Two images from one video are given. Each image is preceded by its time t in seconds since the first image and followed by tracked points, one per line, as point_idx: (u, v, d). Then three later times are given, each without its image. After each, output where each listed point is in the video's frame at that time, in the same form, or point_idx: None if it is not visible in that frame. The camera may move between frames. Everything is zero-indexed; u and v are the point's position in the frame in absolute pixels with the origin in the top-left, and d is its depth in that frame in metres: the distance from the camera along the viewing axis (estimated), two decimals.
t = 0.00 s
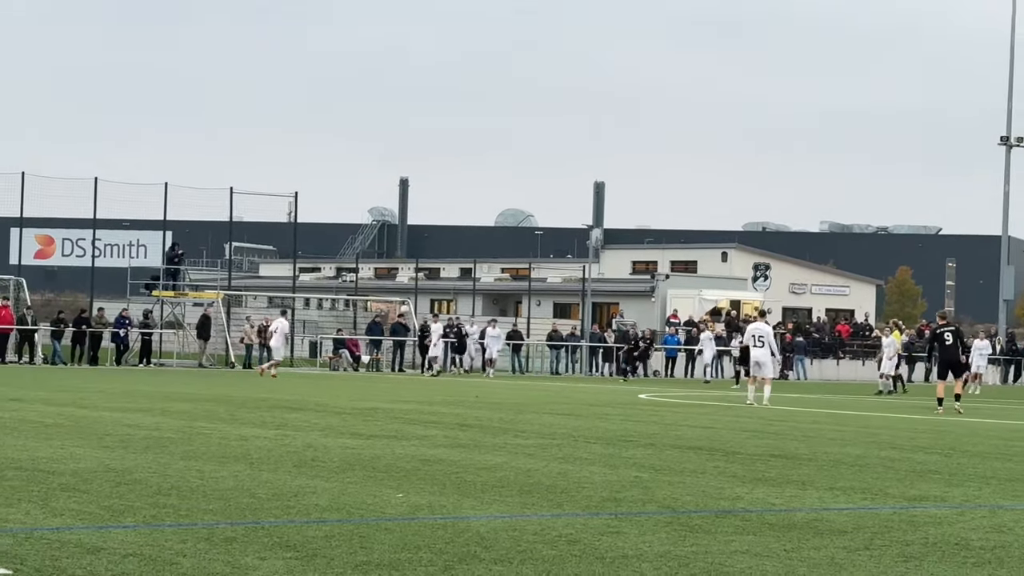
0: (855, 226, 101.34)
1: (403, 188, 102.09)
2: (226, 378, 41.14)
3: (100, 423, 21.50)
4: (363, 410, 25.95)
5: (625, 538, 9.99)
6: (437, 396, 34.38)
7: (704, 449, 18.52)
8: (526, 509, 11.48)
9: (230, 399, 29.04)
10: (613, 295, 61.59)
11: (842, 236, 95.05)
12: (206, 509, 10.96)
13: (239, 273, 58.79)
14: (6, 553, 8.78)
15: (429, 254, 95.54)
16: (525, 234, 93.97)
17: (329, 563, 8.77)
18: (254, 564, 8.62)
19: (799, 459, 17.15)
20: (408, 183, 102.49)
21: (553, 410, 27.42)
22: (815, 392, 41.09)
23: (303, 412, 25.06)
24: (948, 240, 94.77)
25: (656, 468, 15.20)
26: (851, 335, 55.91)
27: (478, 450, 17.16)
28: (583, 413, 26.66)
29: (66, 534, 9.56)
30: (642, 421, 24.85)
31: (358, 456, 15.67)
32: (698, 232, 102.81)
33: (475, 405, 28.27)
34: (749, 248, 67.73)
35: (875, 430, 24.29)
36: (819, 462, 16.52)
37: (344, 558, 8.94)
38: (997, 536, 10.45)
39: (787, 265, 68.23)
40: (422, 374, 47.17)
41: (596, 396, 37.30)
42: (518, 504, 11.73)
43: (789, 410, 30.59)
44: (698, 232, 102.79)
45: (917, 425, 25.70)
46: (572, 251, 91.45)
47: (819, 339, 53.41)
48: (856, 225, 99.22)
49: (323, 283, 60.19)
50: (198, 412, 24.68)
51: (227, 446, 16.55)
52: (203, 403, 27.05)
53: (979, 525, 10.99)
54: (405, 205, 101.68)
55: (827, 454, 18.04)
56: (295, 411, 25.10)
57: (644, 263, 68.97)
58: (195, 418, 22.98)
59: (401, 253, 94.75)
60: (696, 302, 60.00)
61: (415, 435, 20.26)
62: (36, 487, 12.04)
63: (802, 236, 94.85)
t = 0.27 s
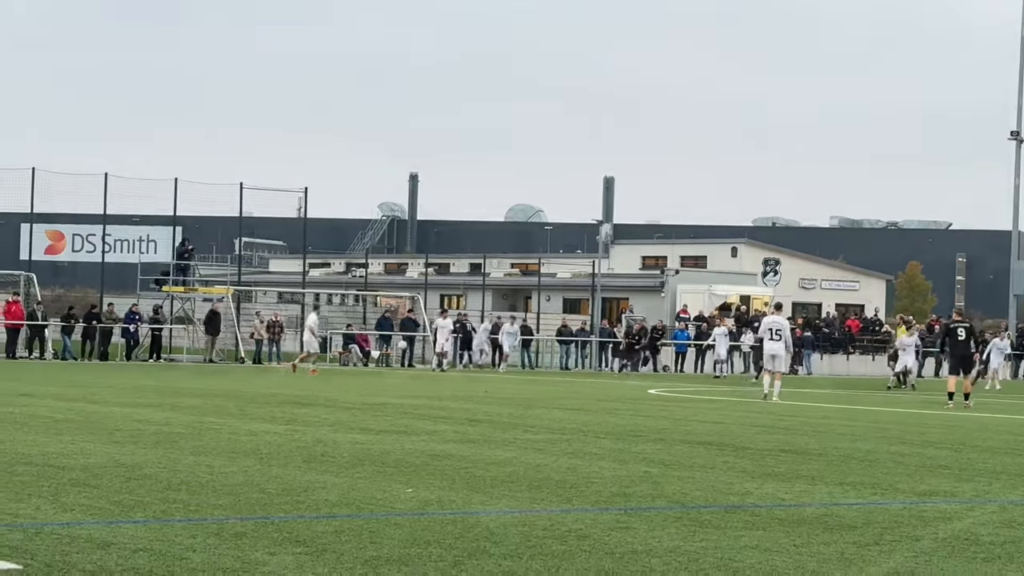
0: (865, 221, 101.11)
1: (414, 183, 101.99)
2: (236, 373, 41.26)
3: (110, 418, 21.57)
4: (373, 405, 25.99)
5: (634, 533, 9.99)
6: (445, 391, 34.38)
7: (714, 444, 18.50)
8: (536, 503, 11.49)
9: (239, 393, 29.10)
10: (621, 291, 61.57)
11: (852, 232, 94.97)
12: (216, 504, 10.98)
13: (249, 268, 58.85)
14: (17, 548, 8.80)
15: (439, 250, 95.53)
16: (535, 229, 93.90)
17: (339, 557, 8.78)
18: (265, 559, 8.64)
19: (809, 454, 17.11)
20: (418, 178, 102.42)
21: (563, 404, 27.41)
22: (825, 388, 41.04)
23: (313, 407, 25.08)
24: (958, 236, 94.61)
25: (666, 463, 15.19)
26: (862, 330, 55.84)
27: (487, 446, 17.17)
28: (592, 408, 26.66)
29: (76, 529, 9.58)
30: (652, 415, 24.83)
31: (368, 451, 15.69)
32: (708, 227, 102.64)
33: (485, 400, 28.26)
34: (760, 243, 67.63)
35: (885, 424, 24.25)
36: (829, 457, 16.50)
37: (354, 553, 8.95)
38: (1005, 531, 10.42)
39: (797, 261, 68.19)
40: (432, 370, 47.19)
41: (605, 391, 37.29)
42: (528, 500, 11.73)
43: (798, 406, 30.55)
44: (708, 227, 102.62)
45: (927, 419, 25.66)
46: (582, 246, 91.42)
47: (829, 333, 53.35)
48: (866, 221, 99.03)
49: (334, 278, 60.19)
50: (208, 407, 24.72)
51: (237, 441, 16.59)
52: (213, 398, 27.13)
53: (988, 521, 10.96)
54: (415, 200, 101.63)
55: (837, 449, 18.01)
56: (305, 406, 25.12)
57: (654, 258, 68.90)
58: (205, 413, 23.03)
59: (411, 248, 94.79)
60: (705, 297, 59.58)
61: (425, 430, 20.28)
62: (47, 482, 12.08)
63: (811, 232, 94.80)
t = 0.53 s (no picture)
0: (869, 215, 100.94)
1: (418, 178, 101.79)
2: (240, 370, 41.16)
3: (111, 412, 21.45)
4: (375, 400, 25.85)
5: (639, 527, 9.85)
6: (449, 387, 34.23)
7: (719, 439, 18.36)
8: (540, 498, 11.34)
9: (243, 388, 28.96)
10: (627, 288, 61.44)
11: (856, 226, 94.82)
12: (219, 498, 10.84)
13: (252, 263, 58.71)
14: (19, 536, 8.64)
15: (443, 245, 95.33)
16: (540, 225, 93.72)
17: (345, 547, 8.61)
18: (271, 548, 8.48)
19: (814, 449, 16.96)
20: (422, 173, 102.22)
21: (567, 399, 27.26)
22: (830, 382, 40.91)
23: (316, 402, 24.94)
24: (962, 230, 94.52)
25: (670, 457, 15.06)
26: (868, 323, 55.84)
27: (491, 440, 17.02)
28: (596, 403, 26.51)
29: (77, 519, 9.43)
30: (656, 410, 24.69)
31: (372, 446, 15.56)
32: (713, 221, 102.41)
33: (489, 395, 28.13)
34: (764, 237, 67.53)
35: (890, 419, 24.08)
36: (834, 451, 16.34)
37: (359, 543, 8.79)
38: (1014, 526, 10.26)
39: (802, 254, 68.09)
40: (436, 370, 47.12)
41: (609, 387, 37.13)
42: (532, 494, 11.59)
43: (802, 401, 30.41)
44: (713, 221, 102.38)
45: (933, 414, 25.52)
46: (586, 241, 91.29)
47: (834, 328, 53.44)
48: (870, 215, 98.86)
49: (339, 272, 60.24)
50: (211, 401, 24.58)
51: (241, 436, 16.46)
52: (216, 393, 26.99)
53: (996, 515, 10.80)
54: (419, 195, 101.43)
55: (842, 443, 17.85)
56: (308, 401, 24.98)
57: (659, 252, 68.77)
58: (208, 407, 22.91)
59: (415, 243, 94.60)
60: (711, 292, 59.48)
61: (428, 424, 20.14)
62: (50, 474, 11.95)
63: (816, 226, 94.69)
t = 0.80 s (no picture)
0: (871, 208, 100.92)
1: (420, 171, 101.64)
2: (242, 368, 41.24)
3: (111, 407, 21.48)
4: (375, 400, 25.89)
5: (641, 520, 9.83)
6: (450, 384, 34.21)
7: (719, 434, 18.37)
8: (542, 491, 11.33)
9: (244, 385, 28.96)
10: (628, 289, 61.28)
11: (858, 219, 94.76)
12: (223, 490, 10.82)
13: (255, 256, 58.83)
14: (26, 527, 8.54)
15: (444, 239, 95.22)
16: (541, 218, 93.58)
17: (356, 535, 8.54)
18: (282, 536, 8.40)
19: (815, 443, 16.96)
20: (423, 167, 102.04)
21: (568, 394, 27.26)
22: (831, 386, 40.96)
23: (317, 397, 24.93)
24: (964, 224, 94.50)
25: (672, 452, 15.06)
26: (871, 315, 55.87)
27: (493, 435, 17.02)
28: (597, 398, 26.52)
29: (82, 511, 9.34)
30: (657, 405, 24.68)
31: (372, 442, 15.58)
32: (715, 214, 102.32)
33: (490, 390, 28.13)
34: (767, 230, 67.55)
35: (892, 413, 24.08)
36: (835, 446, 16.34)
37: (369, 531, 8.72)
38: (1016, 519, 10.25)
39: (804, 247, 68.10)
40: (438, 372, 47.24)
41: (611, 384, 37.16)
42: (536, 486, 11.57)
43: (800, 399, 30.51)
44: (715, 214, 102.28)
45: (934, 408, 25.52)
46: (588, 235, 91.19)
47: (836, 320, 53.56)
48: (871, 209, 98.97)
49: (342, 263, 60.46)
50: (212, 396, 24.57)
51: (242, 432, 16.45)
52: (218, 389, 26.98)
53: (998, 509, 10.79)
54: (421, 188, 101.35)
55: (844, 438, 17.84)
56: (309, 397, 24.96)
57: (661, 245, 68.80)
58: (208, 404, 22.91)
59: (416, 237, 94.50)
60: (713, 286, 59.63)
61: (430, 419, 20.14)
62: (53, 468, 11.96)
63: (817, 219, 94.64)
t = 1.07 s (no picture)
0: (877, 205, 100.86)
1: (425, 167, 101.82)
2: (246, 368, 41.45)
3: (118, 403, 21.46)
4: (380, 397, 25.88)
5: (647, 511, 9.73)
6: (454, 382, 34.19)
7: (725, 431, 18.32)
8: (548, 483, 11.24)
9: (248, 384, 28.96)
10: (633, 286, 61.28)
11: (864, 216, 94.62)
12: (229, 481, 10.76)
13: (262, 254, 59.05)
14: (31, 519, 8.46)
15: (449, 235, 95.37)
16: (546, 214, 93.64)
17: (362, 527, 8.45)
18: (289, 529, 8.32)
19: (823, 441, 16.85)
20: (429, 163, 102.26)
21: (574, 394, 27.20)
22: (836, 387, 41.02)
23: (321, 396, 24.89)
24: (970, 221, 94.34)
25: (677, 449, 14.96)
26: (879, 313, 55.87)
27: (499, 431, 16.97)
28: (602, 398, 26.45)
29: (87, 502, 9.29)
30: (663, 405, 24.59)
31: (378, 437, 15.53)
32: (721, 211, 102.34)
33: (496, 391, 28.08)
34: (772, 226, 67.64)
35: (899, 412, 23.97)
36: (843, 444, 16.23)
37: (376, 524, 8.63)
38: None
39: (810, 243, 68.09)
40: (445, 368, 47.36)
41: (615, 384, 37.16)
42: (542, 478, 11.52)
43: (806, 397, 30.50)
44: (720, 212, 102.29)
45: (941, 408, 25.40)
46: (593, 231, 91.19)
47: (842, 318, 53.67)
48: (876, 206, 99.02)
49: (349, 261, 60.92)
50: (216, 394, 24.54)
51: (247, 428, 16.41)
52: (223, 386, 26.98)
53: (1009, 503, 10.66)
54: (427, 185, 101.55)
55: (852, 436, 17.73)
56: (314, 395, 24.94)
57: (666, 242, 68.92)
58: (213, 401, 22.90)
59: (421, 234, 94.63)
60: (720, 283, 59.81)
61: (434, 415, 20.07)
62: (56, 461, 11.90)
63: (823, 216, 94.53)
